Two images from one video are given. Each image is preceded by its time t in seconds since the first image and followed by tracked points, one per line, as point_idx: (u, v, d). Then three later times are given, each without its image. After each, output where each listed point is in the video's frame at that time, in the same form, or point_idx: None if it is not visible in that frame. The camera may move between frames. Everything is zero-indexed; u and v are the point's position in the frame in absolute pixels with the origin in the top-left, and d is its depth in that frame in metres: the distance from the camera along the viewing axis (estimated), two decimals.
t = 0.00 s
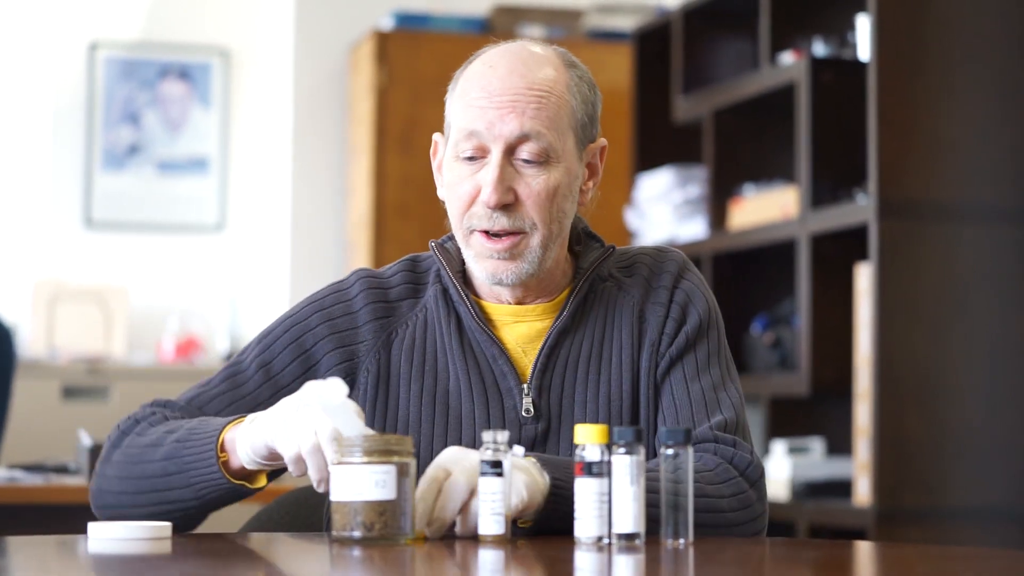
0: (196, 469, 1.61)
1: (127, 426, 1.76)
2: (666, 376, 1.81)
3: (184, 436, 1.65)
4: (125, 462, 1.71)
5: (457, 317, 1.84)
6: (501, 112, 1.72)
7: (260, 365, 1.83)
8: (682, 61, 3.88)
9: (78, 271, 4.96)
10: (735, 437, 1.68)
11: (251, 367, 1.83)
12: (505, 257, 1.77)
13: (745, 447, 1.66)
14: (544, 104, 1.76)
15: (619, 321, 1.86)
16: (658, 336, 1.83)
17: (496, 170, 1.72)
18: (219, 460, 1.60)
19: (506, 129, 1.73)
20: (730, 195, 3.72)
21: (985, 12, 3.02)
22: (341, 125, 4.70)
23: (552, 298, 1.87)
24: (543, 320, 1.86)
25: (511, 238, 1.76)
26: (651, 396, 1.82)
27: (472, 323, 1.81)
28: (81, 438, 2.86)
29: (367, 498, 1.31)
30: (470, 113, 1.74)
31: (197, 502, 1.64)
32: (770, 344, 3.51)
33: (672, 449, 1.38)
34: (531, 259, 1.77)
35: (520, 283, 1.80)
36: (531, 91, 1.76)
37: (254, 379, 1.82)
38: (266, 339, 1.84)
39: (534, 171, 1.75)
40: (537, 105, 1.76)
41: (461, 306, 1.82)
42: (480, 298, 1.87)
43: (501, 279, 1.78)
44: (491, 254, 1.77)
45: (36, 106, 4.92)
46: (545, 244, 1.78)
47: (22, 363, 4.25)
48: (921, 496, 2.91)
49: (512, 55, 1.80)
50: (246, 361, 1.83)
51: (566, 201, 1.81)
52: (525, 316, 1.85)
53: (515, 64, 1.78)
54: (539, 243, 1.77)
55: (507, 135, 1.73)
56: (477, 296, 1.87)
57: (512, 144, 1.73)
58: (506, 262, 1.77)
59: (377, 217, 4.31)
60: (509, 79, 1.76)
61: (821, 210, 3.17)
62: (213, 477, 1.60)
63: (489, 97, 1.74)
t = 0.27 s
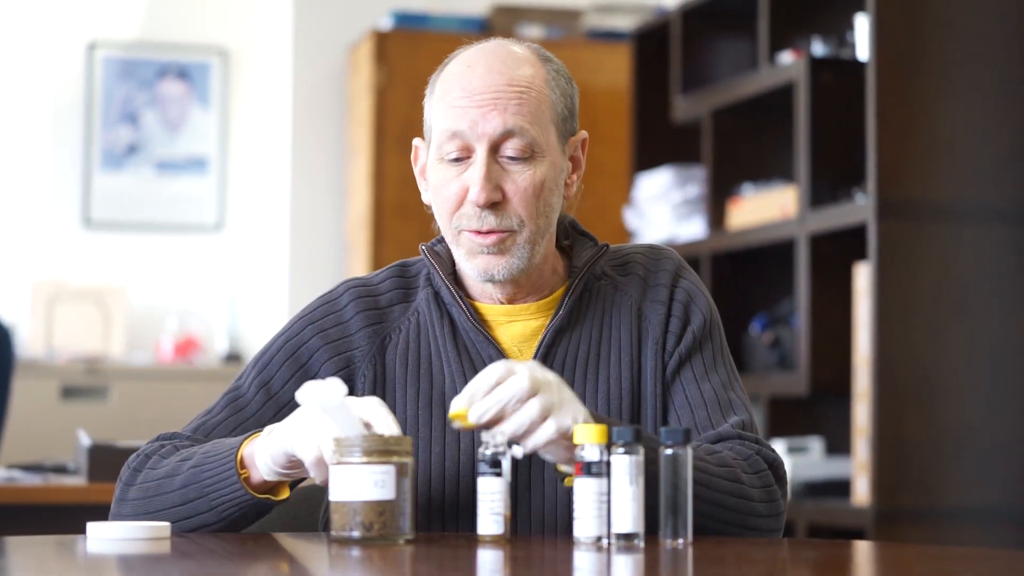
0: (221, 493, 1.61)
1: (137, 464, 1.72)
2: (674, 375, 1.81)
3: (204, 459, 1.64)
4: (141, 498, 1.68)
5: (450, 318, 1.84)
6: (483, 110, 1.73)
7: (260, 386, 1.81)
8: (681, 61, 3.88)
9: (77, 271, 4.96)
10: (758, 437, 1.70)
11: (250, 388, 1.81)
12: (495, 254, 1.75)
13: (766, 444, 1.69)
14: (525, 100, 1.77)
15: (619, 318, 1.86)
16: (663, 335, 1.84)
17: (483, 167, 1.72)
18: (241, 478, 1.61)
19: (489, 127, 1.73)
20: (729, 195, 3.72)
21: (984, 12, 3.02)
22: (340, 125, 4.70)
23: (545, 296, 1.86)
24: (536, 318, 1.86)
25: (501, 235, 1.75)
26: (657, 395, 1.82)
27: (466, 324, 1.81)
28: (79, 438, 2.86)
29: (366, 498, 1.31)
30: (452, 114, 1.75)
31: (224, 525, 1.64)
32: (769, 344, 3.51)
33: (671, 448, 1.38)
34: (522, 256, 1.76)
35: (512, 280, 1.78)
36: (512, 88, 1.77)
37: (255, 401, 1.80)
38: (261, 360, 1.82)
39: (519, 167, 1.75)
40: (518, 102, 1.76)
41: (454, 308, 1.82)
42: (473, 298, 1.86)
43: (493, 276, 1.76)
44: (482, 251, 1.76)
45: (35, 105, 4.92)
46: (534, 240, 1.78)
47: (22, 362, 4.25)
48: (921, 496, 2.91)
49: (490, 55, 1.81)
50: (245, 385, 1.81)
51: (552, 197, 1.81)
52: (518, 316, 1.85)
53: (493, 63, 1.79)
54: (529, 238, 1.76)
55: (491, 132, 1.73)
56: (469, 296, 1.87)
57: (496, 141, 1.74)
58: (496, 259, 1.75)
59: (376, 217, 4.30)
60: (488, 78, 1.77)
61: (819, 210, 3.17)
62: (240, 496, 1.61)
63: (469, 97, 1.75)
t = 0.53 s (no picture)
0: (258, 453, 1.58)
1: (154, 453, 1.71)
2: (670, 376, 1.81)
3: (236, 427, 1.62)
4: (169, 479, 1.65)
5: (448, 315, 1.84)
6: (491, 103, 1.73)
7: (266, 377, 1.80)
8: (681, 60, 3.87)
9: (76, 270, 4.96)
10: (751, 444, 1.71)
11: (257, 379, 1.80)
12: (502, 246, 1.75)
13: (759, 453, 1.69)
14: (532, 94, 1.77)
15: (616, 318, 1.86)
16: (659, 336, 1.84)
17: (491, 159, 1.72)
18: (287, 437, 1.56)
19: (497, 120, 1.74)
20: (729, 195, 3.72)
21: (984, 12, 3.02)
22: (339, 124, 4.70)
23: (545, 293, 1.87)
24: (535, 316, 1.87)
25: (508, 228, 1.75)
26: (652, 396, 1.82)
27: (463, 321, 1.81)
28: (78, 436, 2.86)
29: (365, 497, 1.31)
30: (459, 107, 1.75)
31: (262, 492, 1.60)
32: (768, 344, 3.51)
33: (670, 448, 1.39)
34: (528, 248, 1.76)
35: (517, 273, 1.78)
36: (518, 82, 1.77)
37: (263, 392, 1.79)
38: (266, 351, 1.82)
39: (526, 160, 1.75)
40: (525, 95, 1.77)
41: (454, 306, 1.82)
42: (473, 295, 1.87)
43: (498, 269, 1.76)
44: (488, 243, 1.76)
45: (34, 105, 4.92)
46: (541, 232, 1.78)
47: (21, 362, 4.25)
48: (920, 496, 2.91)
49: (496, 50, 1.81)
50: (252, 378, 1.80)
51: (557, 191, 1.81)
52: (517, 313, 1.86)
53: (498, 58, 1.79)
54: (535, 231, 1.77)
55: (499, 126, 1.73)
56: (469, 294, 1.87)
57: (504, 134, 1.74)
58: (503, 252, 1.75)
59: (376, 216, 4.30)
60: (494, 72, 1.77)
61: (819, 209, 3.17)
62: (279, 456, 1.56)
63: (476, 90, 1.75)
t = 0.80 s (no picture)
0: (311, 465, 1.54)
1: (200, 477, 1.67)
2: (667, 380, 1.81)
3: (280, 443, 1.58)
4: (220, 498, 1.61)
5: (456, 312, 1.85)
6: (500, 101, 1.73)
7: (292, 382, 1.80)
8: (681, 61, 3.87)
9: (76, 270, 4.95)
10: (742, 455, 1.71)
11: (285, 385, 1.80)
12: (508, 242, 1.75)
13: (750, 465, 1.70)
14: (541, 93, 1.77)
15: (619, 320, 1.86)
16: (660, 339, 1.84)
17: (499, 156, 1.72)
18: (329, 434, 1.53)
19: (506, 117, 1.73)
20: (729, 195, 3.72)
21: (984, 13, 3.02)
22: (339, 124, 4.69)
23: (551, 292, 1.87)
24: (540, 316, 1.86)
25: (515, 225, 1.75)
26: (648, 398, 1.82)
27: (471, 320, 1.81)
28: (78, 436, 2.86)
29: (365, 497, 1.31)
30: (468, 104, 1.75)
31: (315, 499, 1.56)
32: (768, 344, 3.51)
33: (670, 448, 1.38)
34: (535, 246, 1.76)
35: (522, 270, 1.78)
36: (527, 81, 1.77)
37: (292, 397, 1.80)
38: (289, 357, 1.82)
39: (534, 158, 1.75)
40: (534, 94, 1.77)
41: (461, 304, 1.82)
42: (479, 293, 1.87)
43: (503, 266, 1.76)
44: (494, 239, 1.75)
45: (34, 105, 4.91)
46: (547, 230, 1.78)
47: (21, 362, 4.25)
48: (919, 496, 2.91)
49: (506, 48, 1.81)
50: (274, 383, 1.81)
51: (564, 190, 1.80)
52: (522, 313, 1.85)
53: (509, 56, 1.79)
54: (542, 228, 1.76)
55: (508, 123, 1.73)
56: (476, 292, 1.87)
57: (513, 132, 1.74)
58: (508, 249, 1.75)
59: (375, 216, 4.30)
60: (504, 71, 1.77)
61: (819, 209, 3.17)
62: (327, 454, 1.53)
63: (485, 88, 1.75)
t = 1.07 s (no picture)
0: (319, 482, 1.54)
1: (219, 499, 1.68)
2: (677, 385, 1.81)
3: (285, 461, 1.57)
4: (235, 521, 1.61)
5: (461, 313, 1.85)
6: (511, 104, 1.73)
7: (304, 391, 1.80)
8: (681, 60, 3.87)
9: (76, 270, 4.95)
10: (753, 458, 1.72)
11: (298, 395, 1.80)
12: (512, 245, 1.75)
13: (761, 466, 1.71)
14: (551, 98, 1.77)
15: (627, 323, 1.86)
16: (669, 344, 1.84)
17: (507, 161, 1.72)
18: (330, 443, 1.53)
19: (515, 121, 1.73)
20: (730, 195, 3.72)
21: (984, 12, 3.02)
22: (340, 124, 4.69)
23: (556, 295, 1.87)
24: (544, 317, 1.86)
25: (519, 229, 1.75)
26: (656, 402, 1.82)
27: (476, 321, 1.80)
28: (79, 435, 2.86)
29: (365, 497, 1.30)
30: (478, 106, 1.74)
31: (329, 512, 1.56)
32: (769, 344, 3.51)
33: (670, 448, 1.39)
34: (539, 250, 1.76)
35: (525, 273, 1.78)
36: (538, 85, 1.77)
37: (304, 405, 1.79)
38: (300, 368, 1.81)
39: (542, 163, 1.75)
40: (545, 98, 1.76)
41: (466, 305, 1.82)
42: (484, 294, 1.87)
43: (506, 268, 1.76)
44: (498, 242, 1.75)
45: (34, 104, 4.91)
46: (552, 234, 1.77)
47: (22, 361, 4.24)
48: (919, 496, 2.91)
49: (518, 51, 1.81)
50: (284, 389, 1.80)
51: (570, 195, 1.80)
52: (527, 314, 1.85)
53: (521, 60, 1.79)
54: (547, 233, 1.76)
55: (517, 127, 1.73)
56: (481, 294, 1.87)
57: (522, 136, 1.74)
58: (512, 252, 1.75)
59: (376, 216, 4.30)
60: (516, 74, 1.77)
61: (820, 209, 3.17)
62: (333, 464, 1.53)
63: (496, 91, 1.75)
